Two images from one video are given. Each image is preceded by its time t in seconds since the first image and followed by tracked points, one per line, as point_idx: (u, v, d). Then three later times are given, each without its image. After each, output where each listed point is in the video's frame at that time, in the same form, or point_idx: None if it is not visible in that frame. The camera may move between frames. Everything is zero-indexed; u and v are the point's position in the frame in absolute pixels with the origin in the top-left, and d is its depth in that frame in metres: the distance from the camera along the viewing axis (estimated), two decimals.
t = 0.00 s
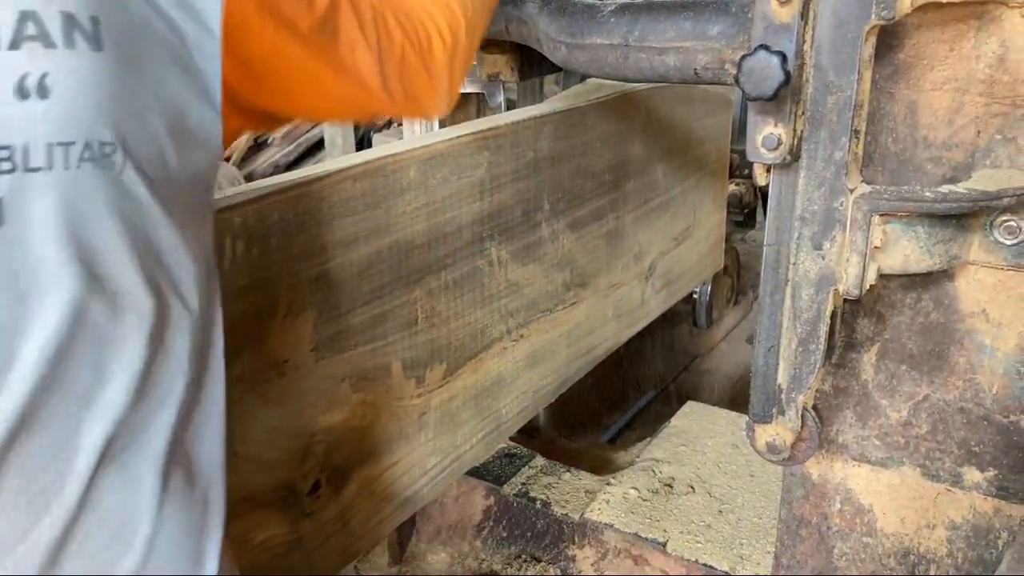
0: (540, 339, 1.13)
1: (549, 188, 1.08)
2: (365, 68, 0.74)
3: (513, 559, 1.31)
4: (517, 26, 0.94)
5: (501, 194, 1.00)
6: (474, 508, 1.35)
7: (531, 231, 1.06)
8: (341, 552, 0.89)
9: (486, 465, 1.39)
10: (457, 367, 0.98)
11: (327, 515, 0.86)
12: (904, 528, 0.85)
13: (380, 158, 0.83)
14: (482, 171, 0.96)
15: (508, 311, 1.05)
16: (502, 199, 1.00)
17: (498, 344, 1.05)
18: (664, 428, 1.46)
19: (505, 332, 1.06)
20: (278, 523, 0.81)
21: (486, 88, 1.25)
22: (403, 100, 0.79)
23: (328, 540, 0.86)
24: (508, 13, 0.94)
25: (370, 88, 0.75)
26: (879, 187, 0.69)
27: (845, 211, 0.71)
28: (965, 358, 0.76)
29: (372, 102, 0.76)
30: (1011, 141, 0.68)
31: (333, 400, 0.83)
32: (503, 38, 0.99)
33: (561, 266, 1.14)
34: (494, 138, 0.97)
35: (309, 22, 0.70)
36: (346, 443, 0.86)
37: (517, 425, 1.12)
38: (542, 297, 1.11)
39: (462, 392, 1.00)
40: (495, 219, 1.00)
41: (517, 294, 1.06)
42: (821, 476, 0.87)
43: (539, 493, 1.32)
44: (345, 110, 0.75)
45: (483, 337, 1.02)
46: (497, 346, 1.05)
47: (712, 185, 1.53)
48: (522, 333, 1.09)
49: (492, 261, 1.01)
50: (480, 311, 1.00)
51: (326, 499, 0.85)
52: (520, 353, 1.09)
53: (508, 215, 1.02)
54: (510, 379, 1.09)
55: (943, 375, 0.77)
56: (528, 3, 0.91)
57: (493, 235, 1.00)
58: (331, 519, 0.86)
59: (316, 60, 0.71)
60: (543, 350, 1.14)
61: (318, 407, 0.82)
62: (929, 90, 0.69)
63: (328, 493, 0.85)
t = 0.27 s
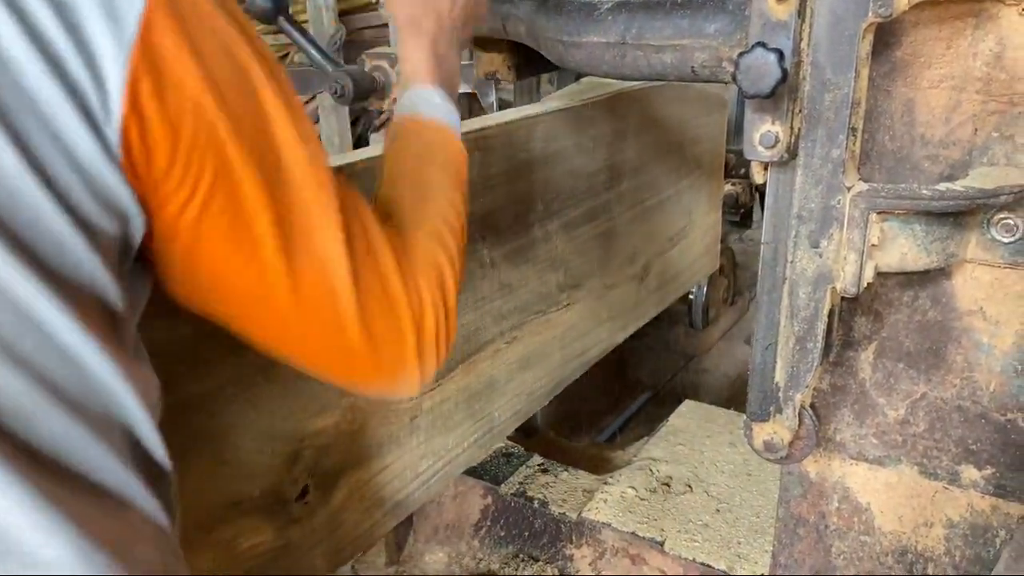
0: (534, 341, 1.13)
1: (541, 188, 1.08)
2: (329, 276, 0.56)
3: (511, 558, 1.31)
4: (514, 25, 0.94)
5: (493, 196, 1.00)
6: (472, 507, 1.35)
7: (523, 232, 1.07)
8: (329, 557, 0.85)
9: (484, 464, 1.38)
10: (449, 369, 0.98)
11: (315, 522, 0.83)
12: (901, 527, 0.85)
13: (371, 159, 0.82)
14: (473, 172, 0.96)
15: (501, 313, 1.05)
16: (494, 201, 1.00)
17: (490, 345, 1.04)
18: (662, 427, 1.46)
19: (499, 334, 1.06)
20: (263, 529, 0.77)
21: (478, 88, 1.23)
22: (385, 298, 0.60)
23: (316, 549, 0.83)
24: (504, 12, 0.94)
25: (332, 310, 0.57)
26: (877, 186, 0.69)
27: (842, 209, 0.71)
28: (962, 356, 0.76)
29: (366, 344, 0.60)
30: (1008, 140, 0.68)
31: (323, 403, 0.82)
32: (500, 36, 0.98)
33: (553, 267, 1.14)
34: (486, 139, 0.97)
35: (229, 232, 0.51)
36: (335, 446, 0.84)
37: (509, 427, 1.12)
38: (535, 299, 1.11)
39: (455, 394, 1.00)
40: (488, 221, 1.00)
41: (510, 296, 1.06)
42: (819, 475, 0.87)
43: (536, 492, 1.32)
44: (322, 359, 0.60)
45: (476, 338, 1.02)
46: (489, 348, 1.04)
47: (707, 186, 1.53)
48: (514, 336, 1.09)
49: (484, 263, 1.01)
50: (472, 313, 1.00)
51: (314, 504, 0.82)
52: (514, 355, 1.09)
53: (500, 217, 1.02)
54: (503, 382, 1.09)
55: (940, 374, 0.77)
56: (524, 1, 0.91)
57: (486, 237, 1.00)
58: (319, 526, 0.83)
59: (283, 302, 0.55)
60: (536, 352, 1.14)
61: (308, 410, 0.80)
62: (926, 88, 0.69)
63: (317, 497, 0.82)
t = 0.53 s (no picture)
0: (523, 346, 1.10)
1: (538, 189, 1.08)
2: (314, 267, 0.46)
3: (507, 558, 1.32)
4: (510, 23, 0.94)
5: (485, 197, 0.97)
6: (467, 507, 1.35)
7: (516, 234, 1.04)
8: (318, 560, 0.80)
9: (480, 464, 1.37)
10: (440, 372, 0.94)
11: (303, 526, 0.78)
12: (898, 526, 0.85)
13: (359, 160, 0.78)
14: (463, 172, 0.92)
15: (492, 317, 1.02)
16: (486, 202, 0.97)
17: (481, 348, 1.01)
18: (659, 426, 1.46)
19: (489, 337, 1.02)
20: (251, 535, 0.72)
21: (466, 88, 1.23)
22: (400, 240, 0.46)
23: (306, 554, 0.78)
24: (500, 11, 0.94)
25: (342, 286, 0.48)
26: (872, 184, 0.70)
27: (838, 207, 0.71)
28: (958, 354, 0.76)
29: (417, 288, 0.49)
30: (1004, 138, 0.67)
31: (308, 410, 0.75)
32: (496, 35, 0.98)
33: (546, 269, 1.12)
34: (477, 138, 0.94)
35: (184, 175, 0.41)
36: (319, 454, 0.77)
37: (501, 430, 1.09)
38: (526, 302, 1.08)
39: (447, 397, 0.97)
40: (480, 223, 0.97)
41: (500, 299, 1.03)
42: (816, 474, 0.87)
43: (533, 492, 1.31)
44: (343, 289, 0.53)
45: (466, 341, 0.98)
46: (480, 351, 1.01)
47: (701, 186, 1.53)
48: (506, 338, 1.06)
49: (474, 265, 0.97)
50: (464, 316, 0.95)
51: (301, 510, 0.77)
52: (505, 357, 1.06)
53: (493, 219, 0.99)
54: (496, 386, 1.06)
55: (936, 372, 0.77)
56: None
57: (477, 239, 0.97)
58: (307, 529, 0.78)
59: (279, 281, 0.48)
60: (527, 355, 1.12)
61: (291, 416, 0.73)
62: (922, 86, 0.69)
63: (304, 503, 0.77)
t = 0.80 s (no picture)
0: (514, 350, 1.07)
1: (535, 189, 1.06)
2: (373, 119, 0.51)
3: (503, 559, 1.32)
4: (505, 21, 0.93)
5: (472, 197, 0.93)
6: (463, 507, 1.34)
7: (505, 236, 1.01)
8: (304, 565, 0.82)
9: (475, 464, 1.36)
10: (428, 377, 0.92)
11: (288, 535, 0.79)
12: (894, 525, 0.85)
13: (342, 161, 0.76)
14: (451, 173, 0.90)
15: (481, 318, 0.99)
16: (473, 202, 0.93)
17: (469, 352, 0.98)
18: (655, 426, 1.45)
19: (478, 340, 1.00)
20: (233, 543, 0.75)
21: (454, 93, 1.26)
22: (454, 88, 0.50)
23: (290, 560, 0.80)
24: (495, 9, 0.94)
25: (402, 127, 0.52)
26: (868, 182, 0.69)
27: (834, 205, 0.70)
28: (955, 353, 0.76)
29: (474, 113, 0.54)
30: (1000, 136, 0.67)
31: (290, 418, 0.76)
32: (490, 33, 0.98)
33: (536, 271, 1.08)
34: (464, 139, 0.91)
35: (221, 61, 0.42)
36: (306, 460, 0.79)
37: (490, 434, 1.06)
38: (515, 305, 1.05)
39: (434, 402, 0.94)
40: (467, 224, 0.93)
41: (489, 301, 1.00)
42: (812, 473, 0.87)
43: (528, 491, 1.31)
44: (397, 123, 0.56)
45: (455, 345, 0.95)
46: (468, 355, 0.98)
47: (693, 185, 1.53)
48: (496, 341, 1.03)
49: (461, 267, 0.94)
50: (450, 320, 0.94)
51: (285, 518, 0.79)
52: (493, 361, 1.03)
53: (481, 219, 0.96)
54: (484, 390, 1.03)
55: (933, 371, 0.77)
56: None
57: (464, 241, 0.93)
58: (292, 538, 0.80)
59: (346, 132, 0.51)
60: (519, 358, 1.08)
61: (272, 426, 0.75)
62: (918, 84, 0.69)
63: (289, 511, 0.79)
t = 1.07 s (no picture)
0: (508, 353, 1.06)
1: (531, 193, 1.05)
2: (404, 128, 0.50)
3: (500, 559, 1.31)
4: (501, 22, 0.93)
5: (463, 199, 0.92)
6: (460, 508, 1.35)
7: (497, 238, 1.00)
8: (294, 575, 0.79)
9: (472, 464, 1.37)
10: (419, 383, 0.90)
11: (276, 543, 0.77)
12: (891, 524, 0.86)
13: (329, 163, 0.74)
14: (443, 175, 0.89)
15: (473, 322, 0.98)
16: (465, 204, 0.92)
17: (462, 356, 0.97)
18: (652, 426, 1.46)
19: (469, 344, 0.98)
20: (220, 552, 0.71)
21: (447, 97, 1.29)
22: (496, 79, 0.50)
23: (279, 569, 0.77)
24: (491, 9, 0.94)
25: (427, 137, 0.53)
26: (865, 183, 0.69)
27: (830, 206, 0.71)
28: (951, 353, 0.76)
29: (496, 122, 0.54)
30: (996, 136, 0.67)
31: (277, 424, 0.74)
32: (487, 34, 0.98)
33: (529, 274, 1.07)
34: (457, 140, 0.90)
35: (232, 65, 0.41)
36: (295, 466, 0.77)
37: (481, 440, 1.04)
38: (509, 308, 1.04)
39: (425, 408, 0.92)
40: (458, 226, 0.92)
41: (482, 305, 0.98)
42: (808, 473, 0.87)
43: (525, 492, 1.31)
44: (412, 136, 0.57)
45: (448, 349, 0.94)
46: (460, 360, 0.97)
47: (687, 187, 1.54)
48: (488, 344, 1.01)
49: (452, 271, 0.92)
50: (442, 324, 0.92)
51: (273, 526, 0.76)
52: (486, 365, 1.01)
53: (473, 221, 0.94)
54: (476, 396, 1.01)
55: (929, 371, 0.77)
56: None
57: (456, 243, 0.92)
58: (281, 546, 0.77)
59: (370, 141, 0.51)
60: (511, 362, 1.07)
61: (259, 432, 0.72)
62: (914, 85, 0.69)
63: (277, 519, 0.76)
